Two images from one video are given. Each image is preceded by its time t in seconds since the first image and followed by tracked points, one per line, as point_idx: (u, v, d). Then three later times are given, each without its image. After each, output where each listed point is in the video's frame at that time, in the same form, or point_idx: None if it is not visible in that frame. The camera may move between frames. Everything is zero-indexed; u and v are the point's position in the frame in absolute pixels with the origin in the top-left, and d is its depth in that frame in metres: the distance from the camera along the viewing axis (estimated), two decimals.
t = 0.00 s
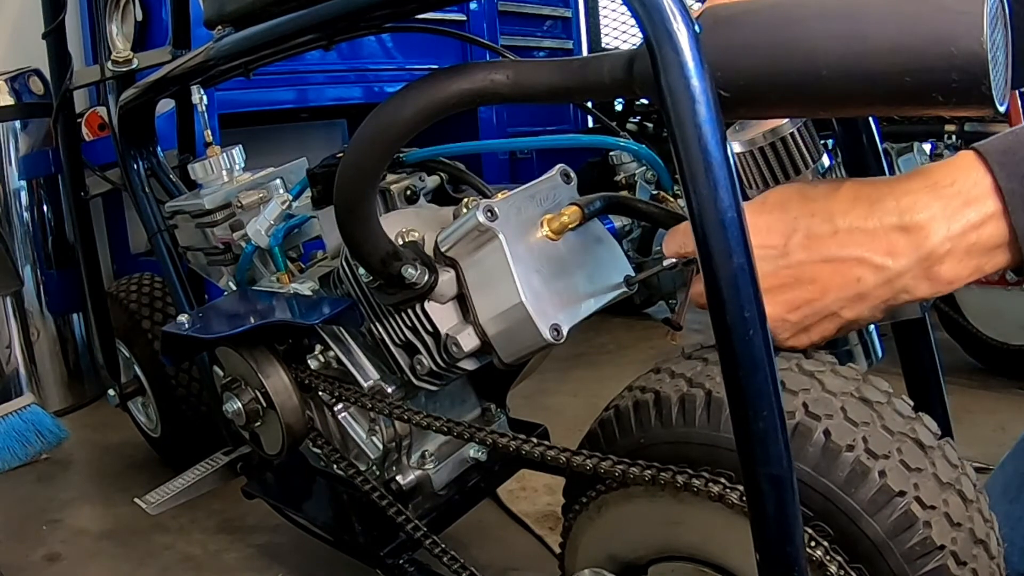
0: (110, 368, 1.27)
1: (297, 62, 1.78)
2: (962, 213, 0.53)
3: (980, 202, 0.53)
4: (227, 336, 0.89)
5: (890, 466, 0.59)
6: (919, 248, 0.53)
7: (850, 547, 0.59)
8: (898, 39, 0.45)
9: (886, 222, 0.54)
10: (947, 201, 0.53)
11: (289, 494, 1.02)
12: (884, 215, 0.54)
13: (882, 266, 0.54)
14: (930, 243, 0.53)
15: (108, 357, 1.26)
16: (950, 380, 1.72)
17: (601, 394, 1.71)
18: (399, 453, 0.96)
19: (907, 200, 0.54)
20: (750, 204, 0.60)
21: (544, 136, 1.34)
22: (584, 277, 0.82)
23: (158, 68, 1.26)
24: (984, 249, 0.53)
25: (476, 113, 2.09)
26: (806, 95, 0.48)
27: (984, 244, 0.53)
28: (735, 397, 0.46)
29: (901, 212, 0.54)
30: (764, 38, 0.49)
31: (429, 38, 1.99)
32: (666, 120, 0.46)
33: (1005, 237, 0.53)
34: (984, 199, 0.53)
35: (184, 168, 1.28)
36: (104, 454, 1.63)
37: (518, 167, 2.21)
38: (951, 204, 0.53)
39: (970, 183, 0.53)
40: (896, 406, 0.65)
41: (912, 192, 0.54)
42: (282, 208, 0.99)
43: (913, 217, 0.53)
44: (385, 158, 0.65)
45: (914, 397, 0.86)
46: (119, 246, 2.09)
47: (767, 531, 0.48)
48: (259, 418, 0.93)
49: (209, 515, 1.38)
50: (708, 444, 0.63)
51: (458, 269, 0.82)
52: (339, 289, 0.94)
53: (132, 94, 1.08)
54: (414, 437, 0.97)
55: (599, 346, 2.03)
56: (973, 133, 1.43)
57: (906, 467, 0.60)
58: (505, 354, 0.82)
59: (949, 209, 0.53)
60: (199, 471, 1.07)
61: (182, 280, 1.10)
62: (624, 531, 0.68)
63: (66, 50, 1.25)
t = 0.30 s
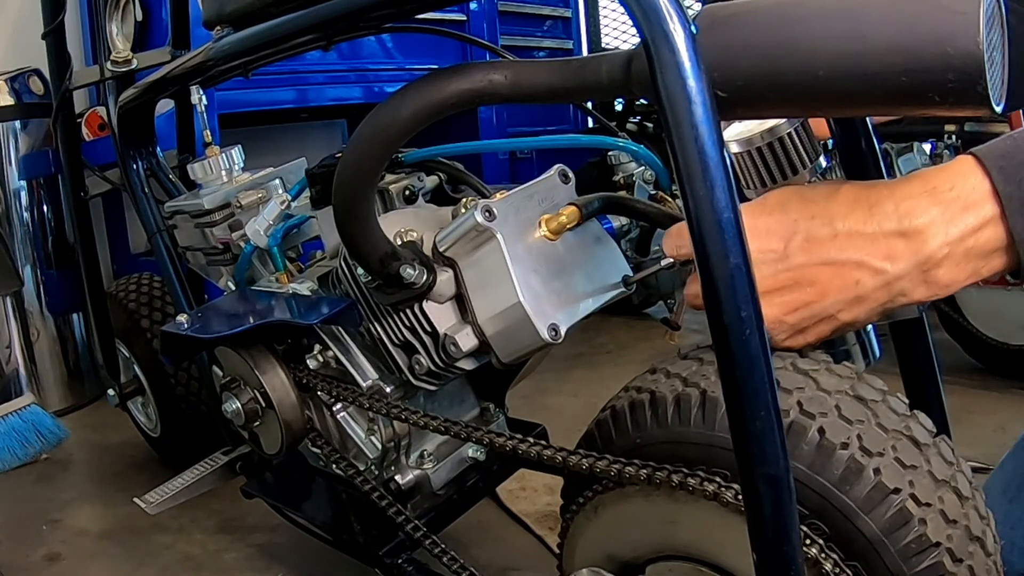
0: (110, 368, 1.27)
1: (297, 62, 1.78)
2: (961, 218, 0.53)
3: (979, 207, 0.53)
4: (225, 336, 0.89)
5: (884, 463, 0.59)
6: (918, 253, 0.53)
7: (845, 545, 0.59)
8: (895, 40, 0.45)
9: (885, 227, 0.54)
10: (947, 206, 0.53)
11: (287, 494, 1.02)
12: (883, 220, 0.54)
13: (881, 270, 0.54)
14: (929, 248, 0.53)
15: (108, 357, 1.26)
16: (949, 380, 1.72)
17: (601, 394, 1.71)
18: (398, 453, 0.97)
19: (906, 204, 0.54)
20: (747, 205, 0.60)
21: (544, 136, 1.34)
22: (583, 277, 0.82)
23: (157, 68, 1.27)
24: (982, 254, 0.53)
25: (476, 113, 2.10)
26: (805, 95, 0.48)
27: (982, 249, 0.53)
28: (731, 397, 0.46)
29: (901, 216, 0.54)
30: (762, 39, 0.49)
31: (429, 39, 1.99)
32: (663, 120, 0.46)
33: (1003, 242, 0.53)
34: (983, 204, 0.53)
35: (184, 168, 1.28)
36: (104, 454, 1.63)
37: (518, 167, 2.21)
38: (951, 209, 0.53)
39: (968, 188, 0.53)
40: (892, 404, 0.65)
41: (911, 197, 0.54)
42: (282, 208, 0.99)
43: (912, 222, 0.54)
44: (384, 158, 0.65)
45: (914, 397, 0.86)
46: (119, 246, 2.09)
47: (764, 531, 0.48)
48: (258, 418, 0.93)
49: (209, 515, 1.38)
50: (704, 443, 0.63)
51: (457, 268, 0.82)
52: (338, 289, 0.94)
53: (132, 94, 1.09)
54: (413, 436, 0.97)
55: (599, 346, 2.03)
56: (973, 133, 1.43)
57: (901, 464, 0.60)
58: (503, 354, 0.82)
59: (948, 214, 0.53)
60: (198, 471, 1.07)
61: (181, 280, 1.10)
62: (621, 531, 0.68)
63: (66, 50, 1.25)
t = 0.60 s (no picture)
0: (110, 368, 1.27)
1: (297, 62, 1.78)
2: (962, 219, 0.53)
3: (979, 208, 0.53)
4: (225, 336, 0.89)
5: (884, 463, 0.59)
6: (919, 254, 0.53)
7: (845, 546, 0.59)
8: (896, 40, 0.45)
9: (886, 228, 0.54)
10: (947, 207, 0.53)
11: (287, 494, 1.02)
12: (884, 221, 0.54)
13: (882, 271, 0.54)
14: (930, 249, 0.53)
15: (108, 357, 1.26)
16: (950, 380, 1.72)
17: (601, 394, 1.71)
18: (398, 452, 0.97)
19: (906, 205, 0.54)
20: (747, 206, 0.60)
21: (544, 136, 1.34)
22: (584, 278, 0.82)
23: (157, 68, 1.27)
24: (982, 255, 0.53)
25: (476, 113, 2.10)
26: (804, 96, 0.48)
27: (982, 250, 0.53)
28: (732, 397, 0.46)
29: (902, 217, 0.54)
30: (762, 39, 0.49)
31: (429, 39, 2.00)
32: (663, 120, 0.46)
33: (1003, 243, 0.53)
34: (983, 204, 0.53)
35: (184, 168, 1.28)
36: (104, 453, 1.63)
37: (518, 167, 2.21)
38: (952, 210, 0.53)
39: (969, 188, 0.54)
40: (891, 405, 0.65)
41: (911, 198, 0.54)
42: (282, 208, 0.99)
43: (913, 223, 0.54)
44: (384, 158, 0.65)
45: (913, 398, 0.86)
46: (119, 246, 2.10)
47: (764, 531, 0.48)
48: (259, 418, 0.93)
49: (209, 515, 1.38)
50: (704, 443, 0.63)
51: (457, 268, 0.82)
52: (339, 289, 0.94)
53: (132, 94, 1.09)
54: (413, 436, 0.98)
55: (599, 346, 2.03)
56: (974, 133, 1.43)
57: (901, 464, 0.60)
58: (503, 354, 0.82)
59: (948, 215, 0.53)
60: (198, 470, 1.07)
61: (181, 280, 1.10)
62: (621, 531, 0.68)
63: (66, 50, 1.25)
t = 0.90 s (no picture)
0: (110, 368, 1.27)
1: (297, 62, 1.78)
2: (949, 213, 0.52)
3: (967, 202, 0.51)
4: (225, 336, 0.89)
5: (884, 463, 0.59)
6: (904, 250, 0.53)
7: (845, 546, 0.59)
8: (896, 40, 0.45)
9: (870, 225, 0.53)
10: (933, 202, 0.52)
11: (287, 494, 1.02)
12: (867, 217, 0.54)
13: (866, 268, 0.54)
14: (915, 245, 0.52)
15: (108, 357, 1.26)
16: (950, 380, 1.72)
17: (601, 394, 1.71)
18: (398, 452, 0.97)
19: (891, 201, 0.53)
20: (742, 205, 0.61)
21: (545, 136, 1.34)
22: (583, 277, 0.82)
23: (157, 68, 1.27)
24: (971, 250, 0.52)
25: (476, 113, 2.10)
26: (804, 95, 0.48)
27: (972, 245, 0.52)
28: (732, 397, 0.46)
29: (885, 213, 0.53)
30: (762, 39, 0.49)
31: (429, 39, 2.00)
32: (663, 121, 0.46)
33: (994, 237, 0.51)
34: (972, 197, 0.51)
35: (184, 167, 1.28)
36: (104, 454, 1.63)
37: (518, 167, 2.21)
38: (937, 205, 0.52)
39: (958, 181, 0.52)
40: (891, 404, 0.65)
41: (898, 192, 0.54)
42: (282, 208, 0.99)
43: (898, 218, 0.53)
44: (384, 158, 0.65)
45: (913, 397, 0.86)
46: (119, 246, 2.10)
47: (764, 531, 0.48)
48: (259, 418, 0.93)
49: (209, 515, 1.38)
50: (703, 443, 0.63)
51: (457, 268, 0.82)
52: (339, 289, 0.94)
53: (132, 94, 1.09)
54: (413, 436, 0.98)
55: (599, 346, 2.03)
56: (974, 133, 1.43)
57: (901, 464, 0.60)
58: (503, 354, 0.82)
59: (934, 210, 0.52)
60: (199, 470, 1.07)
61: (181, 280, 1.10)
62: (621, 531, 0.68)
63: (66, 50, 1.25)
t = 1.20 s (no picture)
0: (110, 368, 1.27)
1: (297, 62, 1.78)
2: (967, 230, 0.50)
3: (988, 217, 0.51)
4: (225, 337, 0.89)
5: (886, 465, 0.59)
6: (920, 270, 0.51)
7: (846, 546, 0.59)
8: (897, 41, 0.45)
9: (883, 246, 0.51)
10: (950, 217, 0.51)
11: (288, 494, 1.02)
12: (880, 236, 0.51)
13: (878, 288, 0.52)
14: (932, 264, 0.51)
15: (108, 357, 1.26)
16: (950, 380, 1.72)
17: (601, 394, 1.71)
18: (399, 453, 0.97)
19: (904, 217, 0.51)
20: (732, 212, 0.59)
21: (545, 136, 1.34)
22: (583, 276, 0.82)
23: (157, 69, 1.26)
24: (989, 264, 0.51)
25: (476, 113, 2.10)
26: (805, 94, 0.48)
27: (989, 260, 0.51)
28: (732, 398, 0.46)
29: (899, 232, 0.51)
30: (762, 39, 0.49)
31: (429, 39, 2.00)
32: (663, 121, 0.46)
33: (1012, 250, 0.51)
34: (992, 212, 0.51)
35: (184, 168, 1.28)
36: (104, 453, 1.63)
37: (518, 167, 2.21)
38: (954, 220, 0.51)
39: (977, 193, 0.51)
40: (893, 405, 0.65)
41: (912, 207, 0.51)
42: (282, 208, 0.99)
43: (914, 237, 0.51)
44: (384, 158, 0.65)
45: (913, 398, 0.86)
46: (119, 246, 2.09)
47: (765, 531, 0.47)
48: (259, 418, 0.93)
49: (209, 515, 1.38)
50: (705, 444, 0.63)
51: (457, 269, 0.82)
52: (339, 289, 0.94)
53: (132, 94, 1.08)
54: (413, 436, 0.97)
55: (599, 346, 2.03)
56: (974, 133, 1.43)
57: (902, 465, 0.60)
58: (504, 354, 0.82)
59: (952, 227, 0.51)
60: (199, 470, 1.07)
61: (181, 280, 1.10)
62: (622, 532, 0.68)
63: (65, 51, 1.25)
